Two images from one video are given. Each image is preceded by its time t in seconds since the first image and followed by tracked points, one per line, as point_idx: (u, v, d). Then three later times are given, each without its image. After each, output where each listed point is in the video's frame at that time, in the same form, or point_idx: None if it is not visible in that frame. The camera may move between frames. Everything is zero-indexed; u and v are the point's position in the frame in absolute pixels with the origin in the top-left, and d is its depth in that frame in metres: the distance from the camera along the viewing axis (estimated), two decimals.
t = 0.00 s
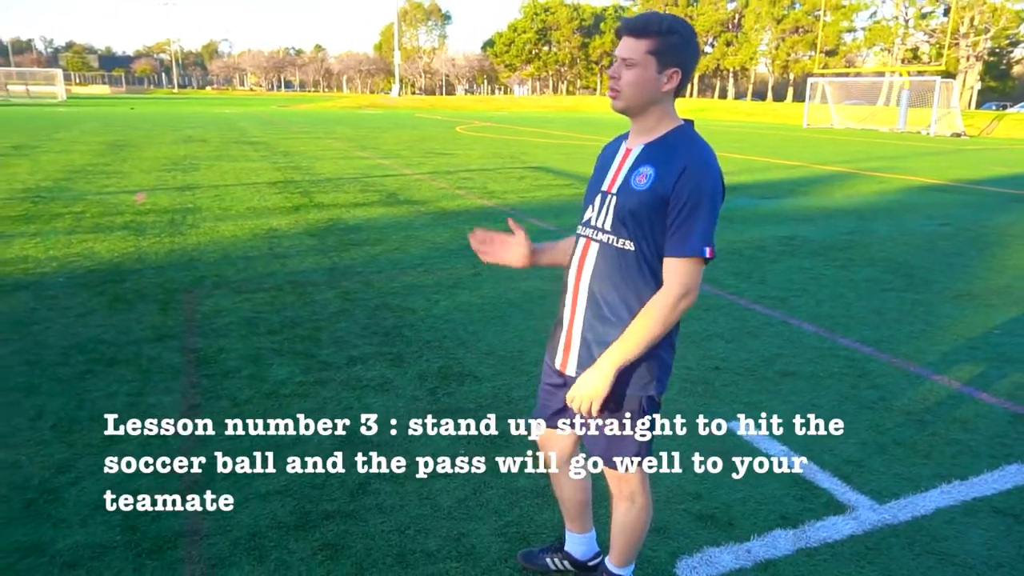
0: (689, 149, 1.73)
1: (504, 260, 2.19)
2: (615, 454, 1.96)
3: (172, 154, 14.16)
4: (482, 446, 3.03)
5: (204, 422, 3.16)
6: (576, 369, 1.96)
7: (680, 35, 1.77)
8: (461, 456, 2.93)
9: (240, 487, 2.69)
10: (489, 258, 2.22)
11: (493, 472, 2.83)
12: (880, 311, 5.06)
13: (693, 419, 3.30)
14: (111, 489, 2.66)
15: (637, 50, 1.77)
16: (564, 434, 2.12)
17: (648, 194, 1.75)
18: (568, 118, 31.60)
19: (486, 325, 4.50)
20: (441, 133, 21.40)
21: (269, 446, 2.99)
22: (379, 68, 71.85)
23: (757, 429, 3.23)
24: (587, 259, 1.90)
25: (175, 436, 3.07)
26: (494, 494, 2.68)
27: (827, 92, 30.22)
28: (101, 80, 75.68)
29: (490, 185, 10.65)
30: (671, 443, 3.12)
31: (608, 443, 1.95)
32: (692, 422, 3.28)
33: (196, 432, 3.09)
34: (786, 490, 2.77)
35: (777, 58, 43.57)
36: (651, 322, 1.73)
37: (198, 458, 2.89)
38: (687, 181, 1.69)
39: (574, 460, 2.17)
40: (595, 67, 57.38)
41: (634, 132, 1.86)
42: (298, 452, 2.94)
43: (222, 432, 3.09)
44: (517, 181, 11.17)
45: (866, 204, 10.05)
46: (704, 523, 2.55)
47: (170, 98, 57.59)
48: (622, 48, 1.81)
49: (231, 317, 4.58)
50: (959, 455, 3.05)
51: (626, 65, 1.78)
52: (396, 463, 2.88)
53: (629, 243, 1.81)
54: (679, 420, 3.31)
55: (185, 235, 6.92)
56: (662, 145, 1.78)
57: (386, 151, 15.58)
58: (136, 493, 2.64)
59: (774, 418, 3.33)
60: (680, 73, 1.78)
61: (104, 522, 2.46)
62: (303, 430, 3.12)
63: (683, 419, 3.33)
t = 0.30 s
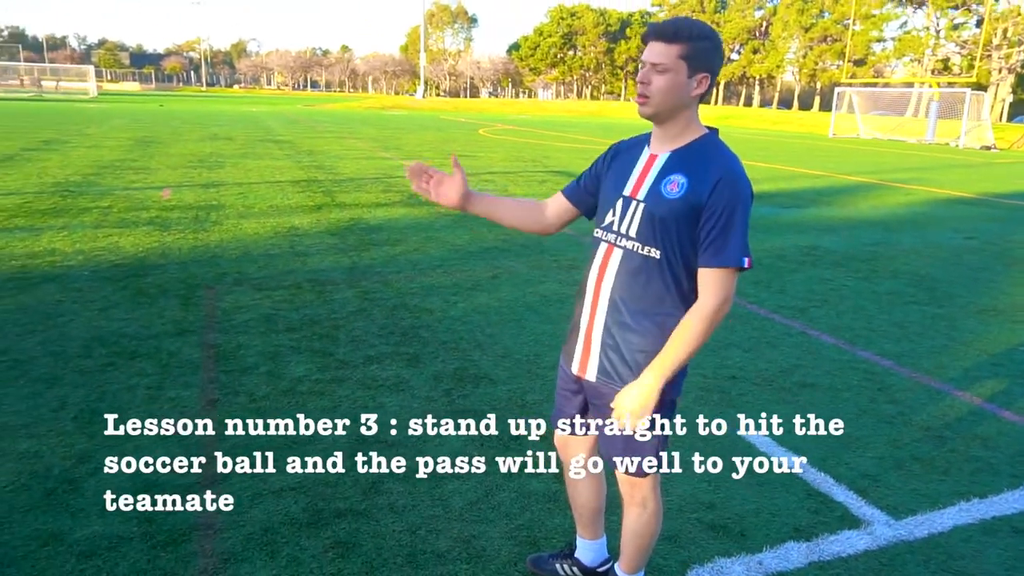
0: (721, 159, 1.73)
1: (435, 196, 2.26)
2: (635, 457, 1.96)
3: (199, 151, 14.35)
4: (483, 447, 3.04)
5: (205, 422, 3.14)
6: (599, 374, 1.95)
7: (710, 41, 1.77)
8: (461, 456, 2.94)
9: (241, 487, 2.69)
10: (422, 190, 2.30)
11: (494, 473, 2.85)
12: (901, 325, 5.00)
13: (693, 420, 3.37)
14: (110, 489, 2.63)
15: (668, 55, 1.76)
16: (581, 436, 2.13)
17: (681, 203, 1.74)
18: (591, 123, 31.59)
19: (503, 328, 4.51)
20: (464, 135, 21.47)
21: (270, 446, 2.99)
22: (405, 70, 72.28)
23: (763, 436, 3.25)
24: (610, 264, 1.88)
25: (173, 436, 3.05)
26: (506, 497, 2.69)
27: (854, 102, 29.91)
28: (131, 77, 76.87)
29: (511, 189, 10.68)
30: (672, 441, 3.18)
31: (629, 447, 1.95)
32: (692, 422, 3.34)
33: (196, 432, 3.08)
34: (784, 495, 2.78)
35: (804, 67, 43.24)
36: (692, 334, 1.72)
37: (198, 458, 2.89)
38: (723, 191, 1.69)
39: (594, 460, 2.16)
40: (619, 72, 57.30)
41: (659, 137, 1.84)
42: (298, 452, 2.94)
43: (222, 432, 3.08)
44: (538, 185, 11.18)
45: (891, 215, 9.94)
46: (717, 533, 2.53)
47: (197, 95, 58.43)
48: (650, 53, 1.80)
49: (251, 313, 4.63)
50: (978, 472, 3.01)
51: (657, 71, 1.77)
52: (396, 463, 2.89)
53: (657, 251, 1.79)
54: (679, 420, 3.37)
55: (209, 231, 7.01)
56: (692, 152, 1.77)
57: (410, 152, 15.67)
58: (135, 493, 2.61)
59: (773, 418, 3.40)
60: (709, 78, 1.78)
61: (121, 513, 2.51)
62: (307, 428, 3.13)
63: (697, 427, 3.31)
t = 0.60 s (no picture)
0: (737, 155, 1.72)
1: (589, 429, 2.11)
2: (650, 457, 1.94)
3: (211, 148, 14.43)
4: (483, 446, 3.02)
5: (205, 422, 3.13)
6: (616, 378, 1.92)
7: (726, 38, 1.74)
8: (461, 456, 2.92)
9: (243, 485, 2.70)
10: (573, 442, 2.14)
11: (495, 472, 2.83)
12: (914, 321, 4.96)
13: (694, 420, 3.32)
14: (112, 488, 2.62)
15: (694, 54, 1.70)
16: (582, 437, 2.11)
17: (702, 204, 1.72)
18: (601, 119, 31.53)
19: (512, 324, 4.50)
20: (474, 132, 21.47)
21: (271, 445, 2.99)
22: (415, 67, 72.33)
23: (771, 434, 3.22)
24: (627, 268, 1.85)
25: (172, 436, 3.04)
26: (513, 494, 2.68)
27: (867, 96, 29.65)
28: (144, 74, 77.34)
29: (521, 185, 10.65)
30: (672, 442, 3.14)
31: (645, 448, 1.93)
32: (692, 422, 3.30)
33: (197, 433, 3.07)
34: (786, 491, 2.77)
35: (817, 61, 42.93)
36: (733, 334, 1.75)
37: (198, 458, 2.88)
38: (745, 189, 1.69)
39: (594, 460, 2.15)
40: (630, 68, 57.13)
41: (670, 136, 1.80)
42: (299, 452, 2.93)
43: (222, 432, 3.07)
44: (549, 181, 11.16)
45: (904, 210, 9.85)
46: (724, 530, 2.52)
47: (209, 92, 58.67)
48: (673, 50, 1.72)
49: (261, 310, 4.65)
50: (990, 469, 2.98)
51: (686, 70, 1.70)
52: (396, 463, 2.87)
53: (676, 253, 1.77)
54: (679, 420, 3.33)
55: (220, 229, 7.05)
56: (707, 150, 1.74)
57: (420, 149, 15.68)
58: (136, 493, 2.61)
59: (774, 418, 3.35)
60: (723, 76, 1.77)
61: (130, 509, 2.52)
62: (309, 426, 3.13)
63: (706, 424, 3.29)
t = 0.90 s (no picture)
0: (727, 147, 1.71)
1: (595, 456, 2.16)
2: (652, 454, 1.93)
3: (212, 150, 14.44)
4: (483, 446, 3.02)
5: (205, 422, 3.14)
6: (621, 379, 1.92)
7: (713, 33, 1.74)
8: (462, 456, 2.92)
9: (244, 485, 2.71)
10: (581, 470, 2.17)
11: (495, 472, 2.82)
12: (916, 315, 4.95)
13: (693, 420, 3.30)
14: (113, 488, 2.64)
15: (685, 48, 1.70)
16: (581, 437, 2.11)
17: (697, 200, 1.71)
18: (602, 116, 31.49)
19: (513, 323, 4.50)
20: (475, 131, 21.45)
21: (274, 444, 3.00)
22: (416, 66, 72.32)
23: (774, 431, 3.21)
24: (628, 269, 1.85)
25: (170, 435, 3.06)
26: (516, 493, 2.68)
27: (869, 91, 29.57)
28: (145, 77, 77.43)
29: (522, 184, 10.65)
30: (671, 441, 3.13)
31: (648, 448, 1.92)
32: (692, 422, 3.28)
33: (197, 433, 3.08)
34: (788, 487, 2.77)
35: (818, 57, 42.83)
36: (740, 327, 1.74)
37: (198, 458, 2.89)
38: (738, 181, 1.68)
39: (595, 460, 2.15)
40: (631, 66, 57.10)
41: (663, 134, 1.80)
42: (300, 452, 2.93)
43: (222, 432, 3.08)
44: (550, 180, 11.15)
45: (907, 205, 9.82)
46: (726, 527, 2.52)
47: (211, 94, 58.81)
48: (662, 45, 1.72)
49: (263, 311, 4.66)
50: (993, 464, 2.97)
51: (676, 65, 1.70)
52: (396, 463, 2.87)
53: (676, 252, 1.77)
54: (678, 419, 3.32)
55: (221, 231, 7.05)
56: (698, 143, 1.74)
57: (420, 149, 15.66)
58: (136, 493, 2.62)
59: (774, 418, 3.32)
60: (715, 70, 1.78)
61: (133, 511, 2.53)
62: (312, 425, 3.14)
63: (709, 421, 3.29)
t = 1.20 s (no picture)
0: (732, 147, 1.70)
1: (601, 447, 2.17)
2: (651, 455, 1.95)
3: (219, 150, 14.47)
4: (484, 445, 3.03)
5: (205, 422, 3.15)
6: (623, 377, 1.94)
7: (709, 26, 1.73)
8: (462, 457, 2.92)
9: (248, 483, 2.72)
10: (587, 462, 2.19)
11: (496, 472, 2.82)
12: (922, 314, 4.93)
13: (694, 419, 3.30)
14: (113, 488, 2.64)
15: (680, 46, 1.69)
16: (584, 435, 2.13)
17: (698, 199, 1.71)
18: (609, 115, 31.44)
19: (518, 322, 4.51)
20: (482, 130, 21.45)
21: (278, 443, 3.01)
22: (423, 65, 72.41)
23: (778, 430, 3.21)
24: (632, 268, 1.86)
25: (172, 435, 3.07)
26: (520, 491, 2.69)
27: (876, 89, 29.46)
28: (153, 77, 77.49)
29: (528, 183, 10.65)
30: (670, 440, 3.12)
31: (649, 446, 1.94)
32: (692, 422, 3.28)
33: (198, 433, 3.08)
34: (790, 486, 2.76)
35: (825, 55, 42.72)
36: (715, 327, 1.70)
37: (198, 458, 2.89)
38: (739, 182, 1.67)
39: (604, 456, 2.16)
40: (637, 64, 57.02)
41: (668, 131, 1.80)
42: (301, 452, 2.95)
43: (223, 432, 3.09)
44: (556, 179, 11.14)
45: (914, 203, 9.78)
46: (730, 526, 2.52)
47: (218, 94, 58.97)
48: (657, 44, 1.72)
49: (269, 310, 4.68)
50: (999, 463, 2.97)
51: (671, 64, 1.70)
52: (396, 463, 2.87)
53: (679, 251, 1.77)
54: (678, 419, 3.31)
55: (228, 230, 7.07)
56: (701, 143, 1.74)
57: (426, 148, 15.66)
58: (136, 493, 2.62)
59: (774, 417, 3.30)
60: (717, 63, 1.76)
61: (138, 508, 2.54)
62: (315, 424, 3.16)
63: (713, 421, 3.29)
